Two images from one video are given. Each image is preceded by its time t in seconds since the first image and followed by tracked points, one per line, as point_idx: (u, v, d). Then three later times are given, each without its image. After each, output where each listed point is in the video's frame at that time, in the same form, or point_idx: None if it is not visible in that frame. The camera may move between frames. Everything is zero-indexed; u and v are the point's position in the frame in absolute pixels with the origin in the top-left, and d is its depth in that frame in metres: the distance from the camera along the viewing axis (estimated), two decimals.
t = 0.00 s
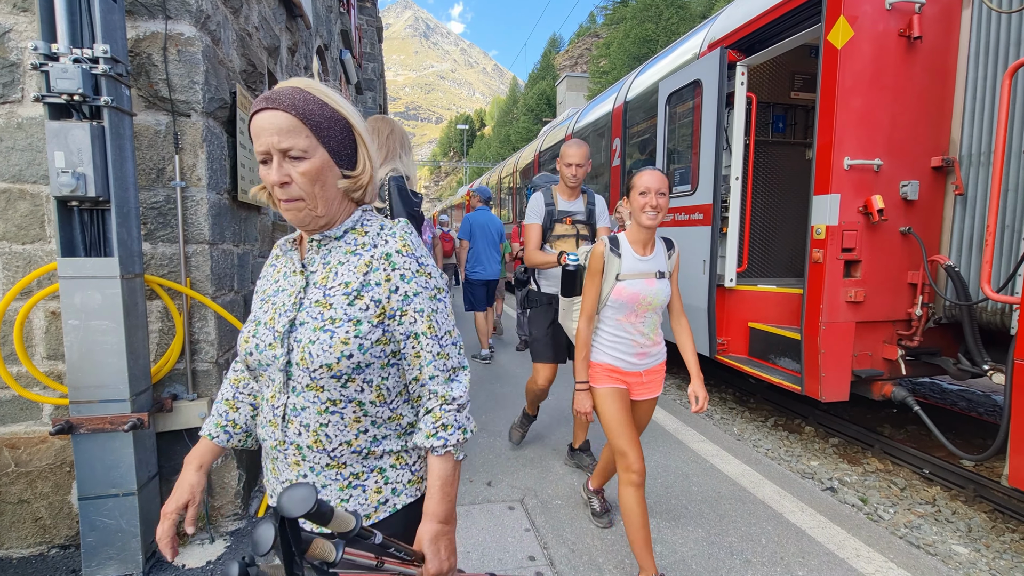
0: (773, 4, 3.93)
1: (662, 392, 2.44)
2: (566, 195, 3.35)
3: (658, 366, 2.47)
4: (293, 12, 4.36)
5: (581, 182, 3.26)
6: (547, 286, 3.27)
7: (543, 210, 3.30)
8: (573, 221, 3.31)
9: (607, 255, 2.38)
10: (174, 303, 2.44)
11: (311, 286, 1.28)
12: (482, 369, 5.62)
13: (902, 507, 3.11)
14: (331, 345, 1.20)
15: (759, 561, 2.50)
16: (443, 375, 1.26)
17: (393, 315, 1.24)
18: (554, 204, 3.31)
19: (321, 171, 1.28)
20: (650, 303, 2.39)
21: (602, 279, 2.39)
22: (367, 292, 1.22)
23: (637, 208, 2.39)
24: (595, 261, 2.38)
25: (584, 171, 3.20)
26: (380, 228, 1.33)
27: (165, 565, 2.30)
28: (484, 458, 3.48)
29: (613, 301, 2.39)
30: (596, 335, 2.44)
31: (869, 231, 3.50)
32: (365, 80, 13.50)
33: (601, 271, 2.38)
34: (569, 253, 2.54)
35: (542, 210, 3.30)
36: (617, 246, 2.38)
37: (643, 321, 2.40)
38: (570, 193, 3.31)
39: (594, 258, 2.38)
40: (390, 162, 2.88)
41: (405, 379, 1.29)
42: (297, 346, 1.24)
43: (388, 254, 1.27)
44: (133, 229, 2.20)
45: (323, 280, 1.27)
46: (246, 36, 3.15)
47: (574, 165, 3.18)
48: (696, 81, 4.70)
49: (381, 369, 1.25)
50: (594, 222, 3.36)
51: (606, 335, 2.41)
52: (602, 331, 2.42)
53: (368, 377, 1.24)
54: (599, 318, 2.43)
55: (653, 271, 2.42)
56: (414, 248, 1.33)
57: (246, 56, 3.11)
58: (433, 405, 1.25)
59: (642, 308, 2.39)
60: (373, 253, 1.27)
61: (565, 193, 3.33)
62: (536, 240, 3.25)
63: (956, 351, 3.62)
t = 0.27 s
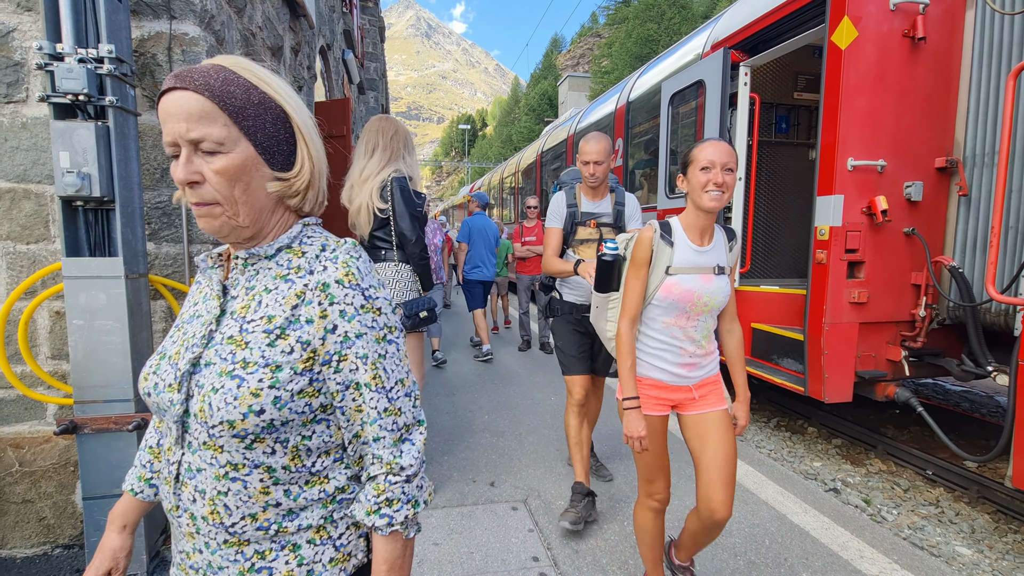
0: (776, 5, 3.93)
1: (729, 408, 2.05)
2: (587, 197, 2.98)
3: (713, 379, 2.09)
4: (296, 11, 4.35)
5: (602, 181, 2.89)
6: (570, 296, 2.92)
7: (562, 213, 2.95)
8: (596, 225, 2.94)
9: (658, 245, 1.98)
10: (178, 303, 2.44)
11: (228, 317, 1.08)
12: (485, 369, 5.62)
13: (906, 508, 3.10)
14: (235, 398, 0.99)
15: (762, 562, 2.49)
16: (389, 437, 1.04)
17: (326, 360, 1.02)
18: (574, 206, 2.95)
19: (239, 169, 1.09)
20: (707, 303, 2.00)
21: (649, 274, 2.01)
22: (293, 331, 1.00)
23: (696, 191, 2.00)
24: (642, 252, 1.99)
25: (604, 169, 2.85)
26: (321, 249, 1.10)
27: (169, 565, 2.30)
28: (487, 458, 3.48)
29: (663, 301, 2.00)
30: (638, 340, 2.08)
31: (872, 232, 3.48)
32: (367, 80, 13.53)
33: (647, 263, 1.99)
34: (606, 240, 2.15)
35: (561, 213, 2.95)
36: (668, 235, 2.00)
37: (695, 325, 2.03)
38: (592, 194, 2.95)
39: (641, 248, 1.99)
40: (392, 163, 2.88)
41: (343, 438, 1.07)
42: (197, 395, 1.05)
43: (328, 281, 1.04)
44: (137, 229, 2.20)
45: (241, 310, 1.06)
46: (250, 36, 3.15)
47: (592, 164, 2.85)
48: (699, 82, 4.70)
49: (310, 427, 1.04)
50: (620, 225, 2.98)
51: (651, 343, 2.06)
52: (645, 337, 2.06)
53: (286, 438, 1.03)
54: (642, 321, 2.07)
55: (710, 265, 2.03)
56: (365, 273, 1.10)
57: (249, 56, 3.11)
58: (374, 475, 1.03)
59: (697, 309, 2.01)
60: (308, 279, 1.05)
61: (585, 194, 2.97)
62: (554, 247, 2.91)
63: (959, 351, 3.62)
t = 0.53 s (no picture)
0: (780, 5, 3.93)
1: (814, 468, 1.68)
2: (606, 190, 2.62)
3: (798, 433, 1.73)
4: (301, 11, 4.36)
5: (622, 171, 2.53)
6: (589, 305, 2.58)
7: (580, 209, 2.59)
8: (619, 222, 2.58)
9: (726, 266, 1.67)
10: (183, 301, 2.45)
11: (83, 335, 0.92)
12: (488, 369, 5.62)
13: (910, 509, 3.09)
14: (75, 448, 0.84)
15: (766, 562, 2.49)
16: (277, 494, 0.88)
17: (197, 394, 0.85)
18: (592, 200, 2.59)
19: (64, 130, 0.86)
20: (788, 339, 1.67)
21: (713, 302, 1.69)
22: (158, 358, 0.84)
23: (776, 198, 1.70)
24: (705, 276, 1.68)
25: (624, 154, 2.48)
26: (200, 244, 0.91)
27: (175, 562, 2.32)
28: (490, 458, 3.48)
29: (732, 335, 1.68)
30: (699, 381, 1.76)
31: (877, 232, 3.47)
32: (370, 80, 13.55)
33: (710, 286, 1.68)
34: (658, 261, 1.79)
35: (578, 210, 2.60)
36: (736, 254, 1.68)
37: (771, 366, 1.71)
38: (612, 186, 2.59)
39: (704, 271, 1.68)
40: (397, 163, 2.89)
41: (230, 488, 0.91)
42: (34, 438, 0.90)
43: (201, 287, 0.85)
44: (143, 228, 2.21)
45: (99, 324, 0.90)
46: (256, 35, 3.16)
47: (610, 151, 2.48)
48: (703, 82, 4.69)
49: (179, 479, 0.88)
50: (646, 220, 2.61)
51: (718, 387, 1.74)
52: (710, 380, 1.75)
53: (148, 495, 0.87)
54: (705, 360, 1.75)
55: (793, 291, 1.70)
56: (258, 274, 0.90)
57: (255, 55, 3.11)
58: (261, 542, 0.88)
59: (775, 346, 1.68)
60: (178, 287, 0.87)
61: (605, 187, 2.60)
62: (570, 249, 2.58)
63: (965, 352, 3.60)
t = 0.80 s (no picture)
0: (789, 4, 3.91)
1: (927, 525, 1.41)
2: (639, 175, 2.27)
3: (901, 467, 1.44)
4: (309, 12, 4.39)
5: (664, 154, 2.20)
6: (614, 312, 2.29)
7: (611, 197, 2.22)
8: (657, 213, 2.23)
9: (812, 253, 1.34)
10: (193, 300, 2.47)
11: None
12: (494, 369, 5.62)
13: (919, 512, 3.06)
14: None
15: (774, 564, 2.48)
16: (64, 542, 0.83)
17: None
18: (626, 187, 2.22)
19: None
20: (897, 348, 1.33)
21: (791, 300, 1.38)
22: None
23: (887, 162, 1.32)
24: (780, 266, 1.37)
25: (672, 127, 2.14)
26: None
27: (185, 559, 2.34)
28: (496, 457, 3.49)
29: (820, 344, 1.36)
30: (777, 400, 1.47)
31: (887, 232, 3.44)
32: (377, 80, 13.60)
33: (790, 276, 1.36)
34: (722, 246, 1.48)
35: (609, 197, 2.23)
36: (827, 236, 1.34)
37: (874, 383, 1.37)
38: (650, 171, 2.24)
39: (778, 261, 1.37)
40: (405, 164, 2.90)
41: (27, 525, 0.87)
42: None
43: None
44: (154, 228, 2.23)
45: None
46: (265, 36, 3.18)
47: (654, 129, 2.13)
48: (710, 81, 4.68)
49: None
50: (686, 211, 2.27)
51: (801, 406, 1.43)
52: (790, 397, 1.44)
53: None
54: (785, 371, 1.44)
55: (905, 284, 1.34)
56: (61, 294, 0.82)
57: (264, 56, 3.14)
58: None
59: (879, 356, 1.34)
60: None
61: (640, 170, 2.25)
62: (597, 244, 2.20)
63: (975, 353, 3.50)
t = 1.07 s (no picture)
0: (797, 5, 3.90)
1: None
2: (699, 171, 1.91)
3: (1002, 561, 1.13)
4: (317, 13, 4.41)
5: (732, 147, 1.84)
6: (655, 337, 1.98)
7: (663, 198, 1.87)
8: (717, 219, 1.88)
9: (897, 291, 0.98)
10: (201, 300, 2.49)
11: None
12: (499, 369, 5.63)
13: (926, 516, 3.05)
14: None
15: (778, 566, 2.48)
16: None
17: None
18: (683, 188, 1.86)
19: None
20: (1017, 425, 0.98)
21: (864, 350, 1.03)
22: None
23: None
24: (849, 306, 1.01)
25: (745, 114, 1.80)
26: None
27: (191, 556, 2.36)
28: (501, 457, 3.49)
29: (901, 411, 1.02)
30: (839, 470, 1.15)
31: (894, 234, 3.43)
32: (383, 80, 13.65)
33: (866, 318, 1.01)
34: (779, 265, 1.14)
35: (661, 199, 1.87)
36: (922, 266, 0.97)
37: (979, 466, 1.03)
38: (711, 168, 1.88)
39: (846, 297, 1.01)
40: (410, 165, 2.91)
41: None
42: None
43: None
44: (163, 228, 2.25)
45: None
46: (273, 38, 3.21)
47: (722, 116, 1.79)
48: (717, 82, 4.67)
49: None
50: (752, 217, 1.91)
51: (870, 484, 1.11)
52: (858, 472, 1.12)
53: None
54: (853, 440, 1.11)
55: None
56: None
57: (272, 57, 3.15)
58: None
59: (988, 434, 0.99)
60: None
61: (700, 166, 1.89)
62: (644, 256, 1.85)
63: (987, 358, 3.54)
